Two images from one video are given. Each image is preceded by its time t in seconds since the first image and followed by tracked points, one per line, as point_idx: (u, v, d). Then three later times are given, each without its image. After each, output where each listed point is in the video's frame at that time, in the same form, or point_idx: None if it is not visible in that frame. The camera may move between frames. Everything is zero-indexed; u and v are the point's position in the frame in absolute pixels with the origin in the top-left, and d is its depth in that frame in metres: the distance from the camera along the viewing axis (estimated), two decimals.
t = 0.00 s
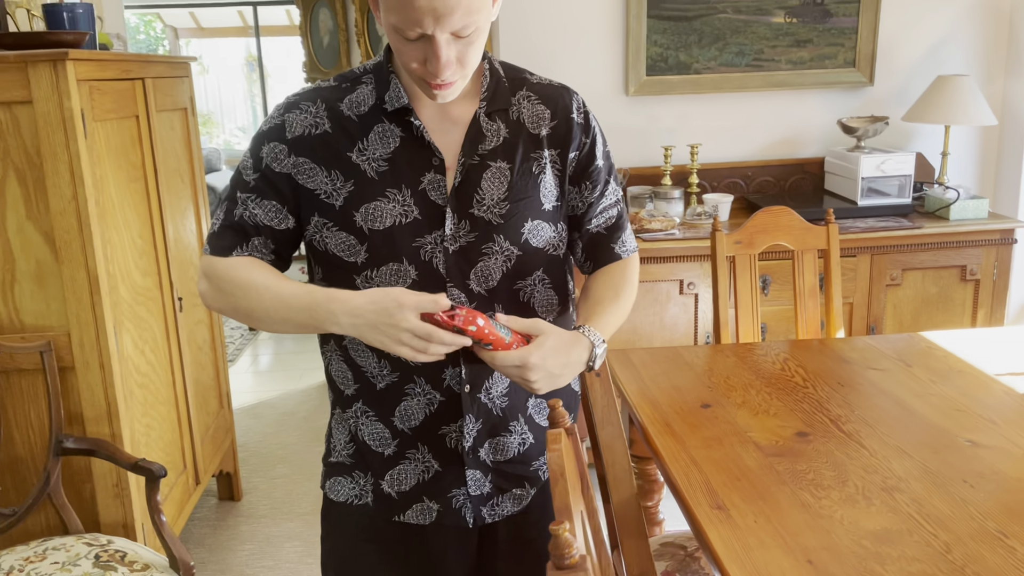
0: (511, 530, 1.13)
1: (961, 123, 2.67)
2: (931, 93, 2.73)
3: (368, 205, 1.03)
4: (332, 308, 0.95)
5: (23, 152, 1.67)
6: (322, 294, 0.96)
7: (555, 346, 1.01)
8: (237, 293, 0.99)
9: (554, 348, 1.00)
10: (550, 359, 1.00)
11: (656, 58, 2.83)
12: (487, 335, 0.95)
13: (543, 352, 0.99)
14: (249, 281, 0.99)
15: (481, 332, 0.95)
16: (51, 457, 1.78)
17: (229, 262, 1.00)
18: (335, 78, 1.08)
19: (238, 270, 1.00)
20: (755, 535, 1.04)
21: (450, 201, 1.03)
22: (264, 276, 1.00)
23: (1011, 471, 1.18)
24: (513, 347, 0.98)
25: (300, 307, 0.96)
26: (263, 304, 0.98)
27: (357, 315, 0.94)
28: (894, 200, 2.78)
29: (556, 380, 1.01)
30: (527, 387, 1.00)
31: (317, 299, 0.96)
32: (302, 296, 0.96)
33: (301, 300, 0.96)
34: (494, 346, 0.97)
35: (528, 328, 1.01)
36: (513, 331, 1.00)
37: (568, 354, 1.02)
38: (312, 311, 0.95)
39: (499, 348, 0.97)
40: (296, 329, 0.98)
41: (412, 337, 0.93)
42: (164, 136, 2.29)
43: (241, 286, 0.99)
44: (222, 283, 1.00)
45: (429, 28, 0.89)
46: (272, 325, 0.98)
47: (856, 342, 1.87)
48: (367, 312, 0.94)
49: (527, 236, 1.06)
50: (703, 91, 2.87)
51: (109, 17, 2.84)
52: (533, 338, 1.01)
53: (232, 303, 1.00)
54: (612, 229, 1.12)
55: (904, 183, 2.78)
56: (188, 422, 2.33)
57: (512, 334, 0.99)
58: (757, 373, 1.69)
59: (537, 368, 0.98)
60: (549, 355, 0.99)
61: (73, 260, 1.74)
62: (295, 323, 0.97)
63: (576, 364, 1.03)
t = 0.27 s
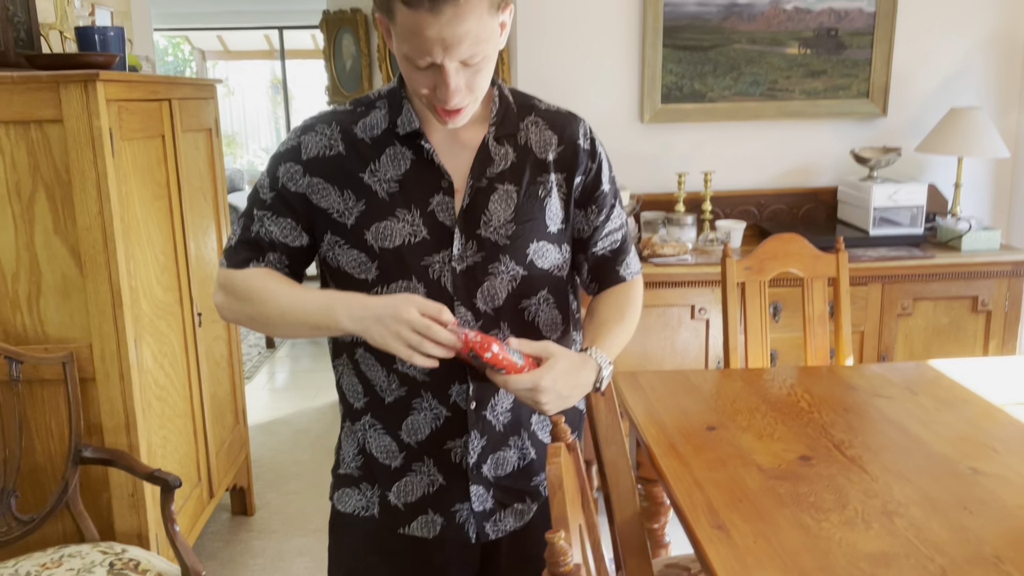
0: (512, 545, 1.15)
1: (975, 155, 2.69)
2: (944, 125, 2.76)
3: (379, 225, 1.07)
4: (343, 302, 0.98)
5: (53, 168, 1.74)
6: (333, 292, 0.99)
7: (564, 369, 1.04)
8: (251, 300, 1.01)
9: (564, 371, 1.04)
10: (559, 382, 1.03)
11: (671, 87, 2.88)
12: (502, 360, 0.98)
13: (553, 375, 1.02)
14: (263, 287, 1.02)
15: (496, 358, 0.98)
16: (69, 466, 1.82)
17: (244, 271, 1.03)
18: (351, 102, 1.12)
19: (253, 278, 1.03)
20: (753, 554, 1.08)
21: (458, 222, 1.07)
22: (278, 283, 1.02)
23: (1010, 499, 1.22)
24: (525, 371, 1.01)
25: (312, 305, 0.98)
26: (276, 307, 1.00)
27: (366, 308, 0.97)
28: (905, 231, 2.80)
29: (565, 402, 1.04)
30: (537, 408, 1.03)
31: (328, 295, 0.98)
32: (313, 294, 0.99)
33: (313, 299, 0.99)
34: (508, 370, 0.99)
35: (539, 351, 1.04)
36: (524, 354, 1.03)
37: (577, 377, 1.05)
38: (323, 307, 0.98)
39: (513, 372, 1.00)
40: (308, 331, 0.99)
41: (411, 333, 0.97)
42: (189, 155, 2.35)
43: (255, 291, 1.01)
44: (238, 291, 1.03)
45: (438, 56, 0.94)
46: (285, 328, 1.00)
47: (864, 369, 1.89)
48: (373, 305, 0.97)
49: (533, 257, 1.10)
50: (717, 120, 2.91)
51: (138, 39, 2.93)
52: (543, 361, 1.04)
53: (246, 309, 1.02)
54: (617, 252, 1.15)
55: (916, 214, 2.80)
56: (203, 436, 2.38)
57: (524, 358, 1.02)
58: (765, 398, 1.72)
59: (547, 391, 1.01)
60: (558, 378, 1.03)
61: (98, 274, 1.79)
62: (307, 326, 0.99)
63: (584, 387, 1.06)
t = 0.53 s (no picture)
0: (518, 555, 1.17)
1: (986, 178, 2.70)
2: (956, 148, 2.77)
3: (390, 240, 1.10)
4: (350, 339, 1.02)
5: (74, 180, 1.78)
6: (342, 325, 1.03)
7: (571, 384, 1.06)
8: (268, 326, 1.07)
9: (571, 386, 1.05)
10: (566, 396, 1.05)
11: (683, 107, 2.90)
12: (512, 370, 1.00)
13: (561, 390, 1.04)
14: (278, 314, 1.07)
15: (506, 366, 1.00)
16: (83, 473, 1.84)
17: (260, 295, 1.09)
18: (365, 120, 1.15)
19: (269, 303, 1.08)
20: (756, 569, 1.12)
21: (467, 237, 1.10)
22: (292, 309, 1.07)
23: (1013, 521, 1.25)
24: (534, 383, 1.03)
25: (323, 338, 1.03)
26: (291, 336, 1.05)
27: (372, 346, 1.01)
28: (916, 253, 2.79)
29: (570, 417, 1.06)
30: (542, 420, 1.05)
31: (337, 330, 1.03)
32: (324, 327, 1.04)
33: (324, 331, 1.04)
34: (516, 380, 1.01)
35: (548, 364, 1.06)
36: (534, 366, 1.04)
37: (583, 393, 1.07)
38: (333, 341, 1.03)
39: (521, 382, 1.01)
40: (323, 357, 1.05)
41: (417, 361, 1.00)
42: (207, 169, 2.40)
43: (271, 318, 1.07)
44: (255, 316, 1.08)
45: (450, 78, 0.97)
46: (301, 354, 1.06)
47: (873, 390, 1.89)
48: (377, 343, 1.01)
49: (540, 272, 1.12)
50: (729, 140, 2.93)
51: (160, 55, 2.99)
52: (551, 375, 1.06)
53: (264, 333, 1.08)
54: (624, 269, 1.17)
55: (927, 235, 2.79)
56: (215, 446, 2.40)
57: (534, 369, 1.04)
58: (772, 417, 1.73)
59: (553, 405, 1.03)
60: (565, 393, 1.04)
61: (116, 284, 1.83)
62: (319, 352, 1.04)
63: (589, 403, 1.08)
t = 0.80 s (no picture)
0: (524, 570, 1.18)
1: (994, 201, 2.71)
2: (964, 170, 2.78)
3: (398, 258, 1.12)
4: (361, 339, 1.03)
5: (92, 196, 1.81)
6: (354, 327, 1.05)
7: (580, 401, 1.07)
8: (278, 332, 1.08)
9: (579, 403, 1.07)
10: (574, 413, 1.06)
11: (692, 128, 2.93)
12: (521, 389, 1.02)
13: (569, 406, 1.06)
14: (289, 320, 1.08)
15: (516, 385, 1.02)
16: (95, 484, 1.86)
17: (274, 304, 1.11)
18: (375, 141, 1.18)
19: (281, 311, 1.10)
20: None
21: (474, 255, 1.12)
22: (303, 316, 1.09)
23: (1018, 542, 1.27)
24: (543, 400, 1.05)
25: (333, 339, 1.05)
26: (300, 340, 1.06)
27: (383, 345, 1.03)
28: (925, 274, 2.80)
29: (579, 432, 1.08)
30: (551, 436, 1.07)
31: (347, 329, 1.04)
32: (334, 329, 1.05)
33: (334, 333, 1.05)
34: (526, 399, 1.03)
35: (556, 381, 1.07)
36: (542, 383, 1.06)
37: (591, 409, 1.08)
38: (342, 341, 1.04)
39: (530, 401, 1.03)
40: (331, 363, 1.06)
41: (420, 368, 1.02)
42: (221, 186, 2.43)
43: (282, 324, 1.08)
44: (266, 324, 1.09)
45: (458, 101, 0.99)
46: (309, 360, 1.07)
47: (881, 411, 1.90)
48: (387, 339, 1.03)
49: (546, 290, 1.14)
50: (738, 161, 2.95)
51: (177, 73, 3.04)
52: (560, 392, 1.07)
53: (273, 341, 1.09)
54: (629, 287, 1.19)
55: (935, 257, 2.81)
56: (226, 460, 2.42)
57: (542, 388, 1.06)
58: (779, 437, 1.74)
59: (562, 421, 1.05)
60: (574, 409, 1.06)
61: (131, 298, 1.86)
62: (330, 353, 1.05)
63: (597, 419, 1.10)
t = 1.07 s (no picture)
0: None
1: (1004, 214, 2.70)
2: (974, 184, 2.77)
3: (408, 268, 1.13)
4: (367, 357, 1.04)
5: (105, 205, 1.83)
6: (359, 344, 1.05)
7: (587, 411, 1.08)
8: (288, 347, 1.09)
9: (587, 413, 1.08)
10: (582, 423, 1.07)
11: (701, 140, 2.94)
12: (528, 398, 1.02)
13: (577, 416, 1.06)
14: (298, 336, 1.09)
15: (523, 394, 1.02)
16: (104, 493, 1.87)
17: (282, 318, 1.11)
18: (386, 153, 1.19)
19: (290, 325, 1.11)
20: None
21: (483, 265, 1.12)
22: (312, 330, 1.10)
23: None
24: (550, 409, 1.05)
25: (341, 358, 1.06)
26: (310, 357, 1.08)
27: (388, 364, 1.04)
28: (934, 288, 2.79)
29: (586, 442, 1.08)
30: (558, 446, 1.07)
31: (355, 349, 1.05)
32: (342, 347, 1.06)
33: (343, 351, 1.06)
34: (532, 408, 1.03)
35: (563, 391, 1.08)
36: (549, 393, 1.06)
37: (599, 419, 1.09)
38: (350, 361, 1.05)
39: (537, 410, 1.04)
40: (339, 378, 1.07)
41: (431, 388, 1.03)
42: (233, 196, 2.45)
43: (291, 339, 1.09)
44: (276, 337, 1.10)
45: (467, 114, 1.00)
46: (319, 375, 1.08)
47: (890, 424, 1.89)
48: (394, 363, 1.03)
49: (554, 300, 1.15)
50: (747, 173, 2.96)
51: (189, 84, 3.07)
52: (566, 401, 1.08)
53: (283, 355, 1.10)
54: (637, 298, 1.19)
55: (945, 270, 2.81)
56: (234, 469, 2.43)
57: (550, 396, 1.06)
58: (788, 449, 1.73)
59: (569, 431, 1.06)
60: (581, 419, 1.07)
61: (143, 306, 1.87)
62: (337, 372, 1.06)
63: (604, 429, 1.10)
